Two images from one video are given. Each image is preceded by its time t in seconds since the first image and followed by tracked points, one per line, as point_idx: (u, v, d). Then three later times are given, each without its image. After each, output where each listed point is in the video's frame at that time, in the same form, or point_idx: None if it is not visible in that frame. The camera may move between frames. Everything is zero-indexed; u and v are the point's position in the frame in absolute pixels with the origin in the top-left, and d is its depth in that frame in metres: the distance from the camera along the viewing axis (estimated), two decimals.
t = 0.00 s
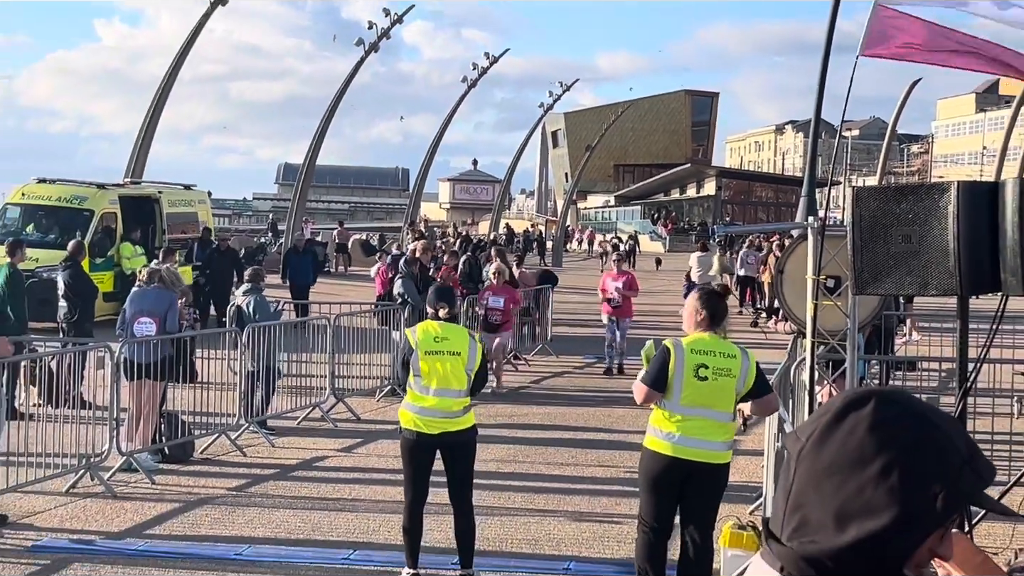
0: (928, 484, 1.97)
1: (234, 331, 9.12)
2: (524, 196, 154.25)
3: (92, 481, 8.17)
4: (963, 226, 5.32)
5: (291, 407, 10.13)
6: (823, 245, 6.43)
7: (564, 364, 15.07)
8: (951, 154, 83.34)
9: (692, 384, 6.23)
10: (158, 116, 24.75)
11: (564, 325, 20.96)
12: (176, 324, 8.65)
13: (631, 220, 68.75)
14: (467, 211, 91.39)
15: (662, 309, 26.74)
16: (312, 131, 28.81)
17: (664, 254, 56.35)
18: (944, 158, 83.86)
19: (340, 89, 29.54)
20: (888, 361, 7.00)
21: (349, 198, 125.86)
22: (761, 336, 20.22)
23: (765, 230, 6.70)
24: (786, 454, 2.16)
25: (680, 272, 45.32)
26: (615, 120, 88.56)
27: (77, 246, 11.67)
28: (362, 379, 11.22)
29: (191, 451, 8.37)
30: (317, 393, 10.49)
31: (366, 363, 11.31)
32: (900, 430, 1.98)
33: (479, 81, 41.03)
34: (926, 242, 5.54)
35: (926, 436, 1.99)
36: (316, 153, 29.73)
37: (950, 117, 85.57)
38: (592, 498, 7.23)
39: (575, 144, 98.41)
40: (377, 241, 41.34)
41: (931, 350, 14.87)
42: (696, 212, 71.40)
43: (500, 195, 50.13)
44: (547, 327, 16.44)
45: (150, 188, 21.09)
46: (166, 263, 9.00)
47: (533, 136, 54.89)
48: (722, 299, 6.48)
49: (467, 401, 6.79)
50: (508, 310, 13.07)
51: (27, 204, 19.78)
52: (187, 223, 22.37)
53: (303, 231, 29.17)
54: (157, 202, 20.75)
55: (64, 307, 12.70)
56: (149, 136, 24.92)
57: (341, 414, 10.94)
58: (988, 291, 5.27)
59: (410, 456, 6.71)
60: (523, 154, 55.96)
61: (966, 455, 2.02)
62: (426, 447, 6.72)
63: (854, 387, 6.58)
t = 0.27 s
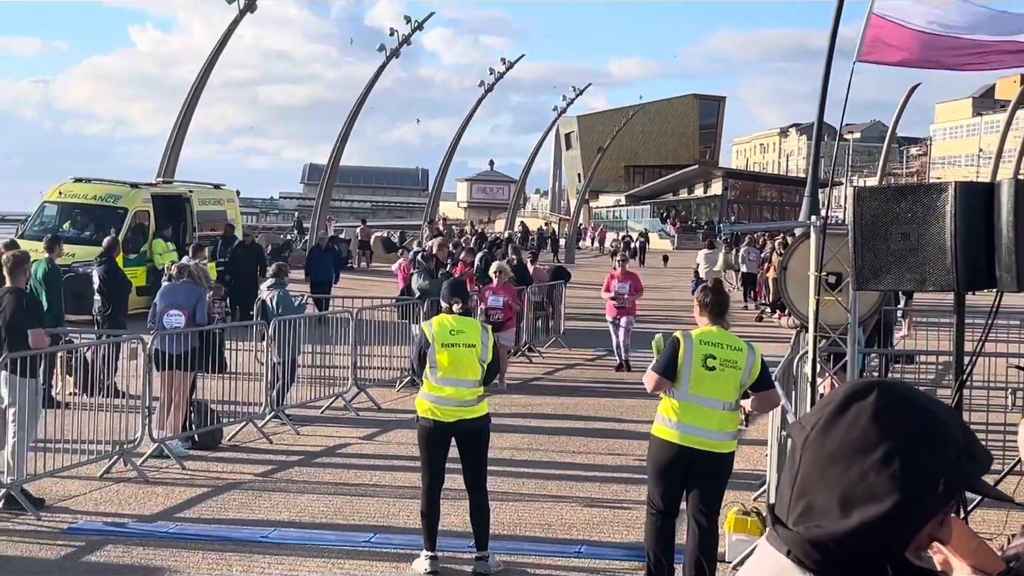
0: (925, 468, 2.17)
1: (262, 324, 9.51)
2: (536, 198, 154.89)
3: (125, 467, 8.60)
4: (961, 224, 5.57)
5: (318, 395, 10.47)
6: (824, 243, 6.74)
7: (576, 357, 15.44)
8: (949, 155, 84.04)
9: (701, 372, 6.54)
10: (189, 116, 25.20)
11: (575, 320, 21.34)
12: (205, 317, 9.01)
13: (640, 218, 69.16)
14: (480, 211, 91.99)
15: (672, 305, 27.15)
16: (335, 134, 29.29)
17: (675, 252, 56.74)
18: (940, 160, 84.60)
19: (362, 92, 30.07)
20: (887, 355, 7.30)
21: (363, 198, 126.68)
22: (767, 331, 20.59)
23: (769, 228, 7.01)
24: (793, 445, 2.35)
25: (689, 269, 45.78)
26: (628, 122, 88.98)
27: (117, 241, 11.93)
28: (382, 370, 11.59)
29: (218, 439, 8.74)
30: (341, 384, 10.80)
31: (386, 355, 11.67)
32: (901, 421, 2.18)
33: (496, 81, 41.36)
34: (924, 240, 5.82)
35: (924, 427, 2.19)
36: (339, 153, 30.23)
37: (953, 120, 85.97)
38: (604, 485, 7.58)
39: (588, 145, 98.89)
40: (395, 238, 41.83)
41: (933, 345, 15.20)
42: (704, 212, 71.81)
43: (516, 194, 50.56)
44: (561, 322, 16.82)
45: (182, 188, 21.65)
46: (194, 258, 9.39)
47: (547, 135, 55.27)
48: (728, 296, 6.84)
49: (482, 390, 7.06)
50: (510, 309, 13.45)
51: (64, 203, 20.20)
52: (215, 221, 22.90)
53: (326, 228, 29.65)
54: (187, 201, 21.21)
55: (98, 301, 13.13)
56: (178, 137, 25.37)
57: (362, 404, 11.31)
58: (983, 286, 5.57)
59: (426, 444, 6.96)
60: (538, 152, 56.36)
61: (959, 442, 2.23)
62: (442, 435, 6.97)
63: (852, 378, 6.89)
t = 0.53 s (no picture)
0: (955, 465, 2.01)
1: (281, 318, 9.57)
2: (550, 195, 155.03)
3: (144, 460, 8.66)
4: (979, 220, 5.49)
5: (334, 390, 10.51)
6: (843, 239, 6.71)
7: (594, 352, 15.46)
8: (970, 152, 83.68)
9: (716, 366, 6.54)
10: (207, 112, 25.34)
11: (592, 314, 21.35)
12: (224, 310, 9.05)
13: (657, 215, 69.17)
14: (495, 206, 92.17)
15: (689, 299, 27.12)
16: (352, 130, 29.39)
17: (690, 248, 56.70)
18: (962, 155, 84.18)
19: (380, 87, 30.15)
20: (906, 351, 7.27)
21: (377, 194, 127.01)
22: (785, 326, 20.55)
23: (788, 224, 6.99)
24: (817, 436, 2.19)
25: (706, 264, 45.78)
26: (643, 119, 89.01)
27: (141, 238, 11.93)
28: (401, 365, 11.63)
29: (237, 432, 8.81)
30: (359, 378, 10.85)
31: (404, 350, 11.70)
32: (931, 416, 2.02)
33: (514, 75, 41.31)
34: (944, 236, 5.76)
35: (954, 421, 2.03)
36: (357, 149, 30.34)
37: (970, 115, 85.70)
38: (622, 480, 7.59)
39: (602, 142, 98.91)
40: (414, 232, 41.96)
41: (953, 341, 15.14)
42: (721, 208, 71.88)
43: (533, 190, 50.59)
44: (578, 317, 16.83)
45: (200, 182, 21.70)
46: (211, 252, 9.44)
47: (565, 129, 55.24)
48: (743, 290, 6.82)
49: (501, 386, 7.09)
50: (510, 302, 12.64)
51: (83, 197, 20.36)
52: (235, 215, 22.97)
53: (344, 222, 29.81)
54: (207, 195, 21.31)
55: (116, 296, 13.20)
56: (196, 132, 25.50)
57: (380, 398, 11.35)
58: (1005, 283, 5.42)
59: (447, 440, 7.01)
60: (556, 148, 56.39)
61: (991, 438, 2.07)
62: (463, 430, 6.99)
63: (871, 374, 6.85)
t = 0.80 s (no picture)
0: (982, 456, 1.94)
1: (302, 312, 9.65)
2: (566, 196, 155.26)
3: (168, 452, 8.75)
4: (1005, 214, 5.49)
5: (356, 385, 10.58)
6: (865, 234, 6.71)
7: (615, 347, 15.49)
8: (993, 150, 83.38)
9: (727, 362, 6.56)
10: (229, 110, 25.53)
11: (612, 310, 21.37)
12: (245, 306, 9.17)
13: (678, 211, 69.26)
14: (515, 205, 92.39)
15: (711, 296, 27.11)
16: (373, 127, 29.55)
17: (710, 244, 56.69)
18: (984, 153, 83.87)
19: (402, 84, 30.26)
20: (929, 347, 7.26)
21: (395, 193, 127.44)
22: (807, 323, 20.51)
23: (810, 219, 6.99)
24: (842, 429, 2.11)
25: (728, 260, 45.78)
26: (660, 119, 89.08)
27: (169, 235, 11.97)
28: (422, 359, 11.69)
29: (259, 425, 8.88)
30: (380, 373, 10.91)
31: (426, 345, 11.76)
32: (957, 405, 1.94)
33: (536, 72, 41.49)
34: (967, 230, 5.74)
35: (980, 412, 1.96)
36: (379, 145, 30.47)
37: (992, 114, 85.40)
38: (643, 475, 7.62)
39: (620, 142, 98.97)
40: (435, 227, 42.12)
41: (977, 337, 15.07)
42: (746, 204, 72.10)
43: (554, 186, 50.66)
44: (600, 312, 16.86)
45: (223, 177, 21.86)
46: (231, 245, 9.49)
47: (586, 126, 55.32)
48: (755, 285, 6.82)
49: (526, 378, 7.16)
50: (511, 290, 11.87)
51: (108, 192, 20.55)
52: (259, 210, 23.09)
53: (366, 217, 29.94)
54: (230, 190, 21.45)
55: (139, 290, 13.33)
56: (219, 128, 25.71)
57: (402, 392, 11.42)
58: None
59: (469, 434, 7.07)
60: (578, 144, 56.55)
61: (1016, 430, 2.00)
62: (487, 424, 7.05)
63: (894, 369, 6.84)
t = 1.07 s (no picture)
0: None
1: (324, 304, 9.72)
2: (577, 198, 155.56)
3: (190, 441, 8.84)
4: None
5: (378, 377, 10.67)
6: (889, 225, 6.77)
7: (636, 340, 15.56)
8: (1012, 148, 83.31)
9: (737, 351, 6.59)
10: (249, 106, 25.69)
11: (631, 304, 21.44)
12: (268, 295, 9.21)
13: (699, 203, 69.77)
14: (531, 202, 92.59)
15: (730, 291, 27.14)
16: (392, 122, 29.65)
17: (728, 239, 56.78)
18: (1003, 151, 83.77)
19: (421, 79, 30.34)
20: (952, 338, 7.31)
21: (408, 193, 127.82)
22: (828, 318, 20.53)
23: (834, 210, 7.03)
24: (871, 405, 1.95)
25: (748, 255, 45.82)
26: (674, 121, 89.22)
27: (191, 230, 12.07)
28: (444, 351, 11.77)
29: (281, 416, 9.01)
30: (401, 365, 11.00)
31: (447, 337, 11.83)
32: (998, 385, 1.79)
33: (557, 65, 41.54)
34: (994, 218, 5.86)
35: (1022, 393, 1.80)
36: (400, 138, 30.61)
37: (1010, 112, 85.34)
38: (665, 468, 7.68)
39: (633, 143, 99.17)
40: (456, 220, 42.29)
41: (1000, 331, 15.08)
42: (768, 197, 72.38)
43: (574, 179, 50.84)
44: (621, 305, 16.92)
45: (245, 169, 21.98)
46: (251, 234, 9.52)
47: (607, 120, 55.41)
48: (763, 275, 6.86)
49: (549, 369, 7.23)
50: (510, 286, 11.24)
51: (130, 183, 20.61)
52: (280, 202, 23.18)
53: (386, 209, 30.12)
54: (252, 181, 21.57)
55: (162, 280, 13.50)
56: (240, 123, 25.86)
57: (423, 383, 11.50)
58: None
59: (493, 425, 7.13)
60: (597, 138, 56.70)
61: None
62: (510, 414, 7.14)
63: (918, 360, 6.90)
